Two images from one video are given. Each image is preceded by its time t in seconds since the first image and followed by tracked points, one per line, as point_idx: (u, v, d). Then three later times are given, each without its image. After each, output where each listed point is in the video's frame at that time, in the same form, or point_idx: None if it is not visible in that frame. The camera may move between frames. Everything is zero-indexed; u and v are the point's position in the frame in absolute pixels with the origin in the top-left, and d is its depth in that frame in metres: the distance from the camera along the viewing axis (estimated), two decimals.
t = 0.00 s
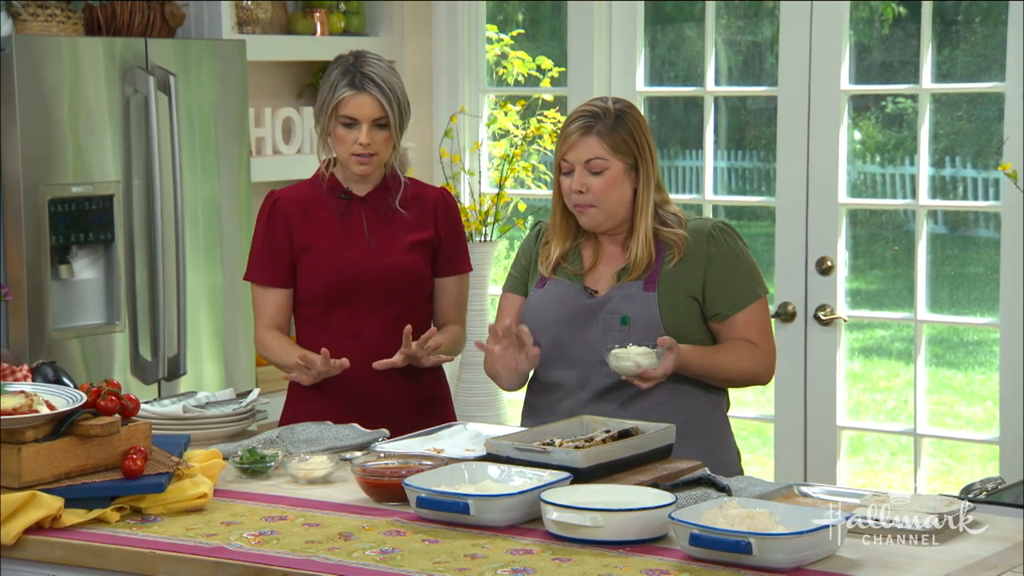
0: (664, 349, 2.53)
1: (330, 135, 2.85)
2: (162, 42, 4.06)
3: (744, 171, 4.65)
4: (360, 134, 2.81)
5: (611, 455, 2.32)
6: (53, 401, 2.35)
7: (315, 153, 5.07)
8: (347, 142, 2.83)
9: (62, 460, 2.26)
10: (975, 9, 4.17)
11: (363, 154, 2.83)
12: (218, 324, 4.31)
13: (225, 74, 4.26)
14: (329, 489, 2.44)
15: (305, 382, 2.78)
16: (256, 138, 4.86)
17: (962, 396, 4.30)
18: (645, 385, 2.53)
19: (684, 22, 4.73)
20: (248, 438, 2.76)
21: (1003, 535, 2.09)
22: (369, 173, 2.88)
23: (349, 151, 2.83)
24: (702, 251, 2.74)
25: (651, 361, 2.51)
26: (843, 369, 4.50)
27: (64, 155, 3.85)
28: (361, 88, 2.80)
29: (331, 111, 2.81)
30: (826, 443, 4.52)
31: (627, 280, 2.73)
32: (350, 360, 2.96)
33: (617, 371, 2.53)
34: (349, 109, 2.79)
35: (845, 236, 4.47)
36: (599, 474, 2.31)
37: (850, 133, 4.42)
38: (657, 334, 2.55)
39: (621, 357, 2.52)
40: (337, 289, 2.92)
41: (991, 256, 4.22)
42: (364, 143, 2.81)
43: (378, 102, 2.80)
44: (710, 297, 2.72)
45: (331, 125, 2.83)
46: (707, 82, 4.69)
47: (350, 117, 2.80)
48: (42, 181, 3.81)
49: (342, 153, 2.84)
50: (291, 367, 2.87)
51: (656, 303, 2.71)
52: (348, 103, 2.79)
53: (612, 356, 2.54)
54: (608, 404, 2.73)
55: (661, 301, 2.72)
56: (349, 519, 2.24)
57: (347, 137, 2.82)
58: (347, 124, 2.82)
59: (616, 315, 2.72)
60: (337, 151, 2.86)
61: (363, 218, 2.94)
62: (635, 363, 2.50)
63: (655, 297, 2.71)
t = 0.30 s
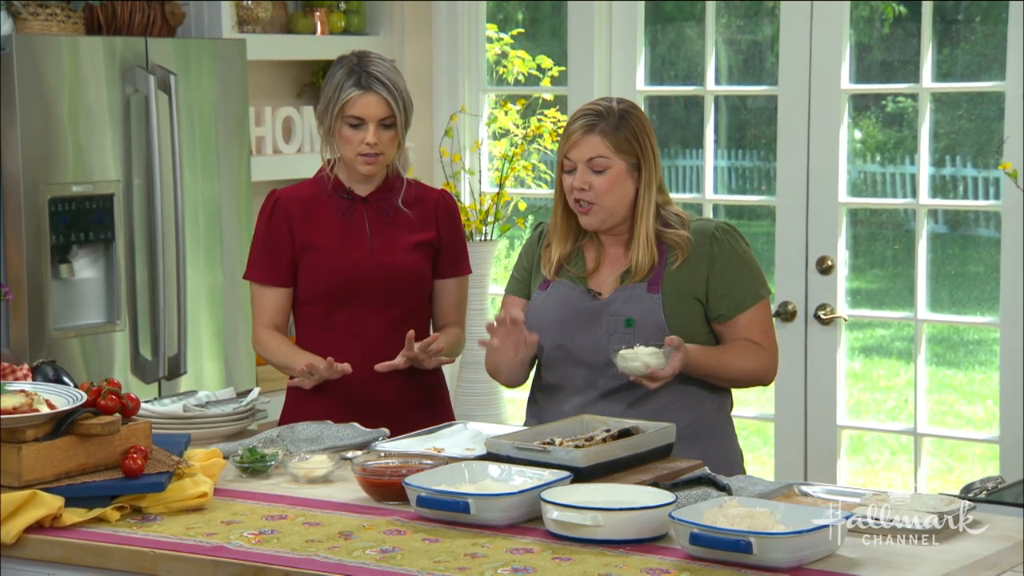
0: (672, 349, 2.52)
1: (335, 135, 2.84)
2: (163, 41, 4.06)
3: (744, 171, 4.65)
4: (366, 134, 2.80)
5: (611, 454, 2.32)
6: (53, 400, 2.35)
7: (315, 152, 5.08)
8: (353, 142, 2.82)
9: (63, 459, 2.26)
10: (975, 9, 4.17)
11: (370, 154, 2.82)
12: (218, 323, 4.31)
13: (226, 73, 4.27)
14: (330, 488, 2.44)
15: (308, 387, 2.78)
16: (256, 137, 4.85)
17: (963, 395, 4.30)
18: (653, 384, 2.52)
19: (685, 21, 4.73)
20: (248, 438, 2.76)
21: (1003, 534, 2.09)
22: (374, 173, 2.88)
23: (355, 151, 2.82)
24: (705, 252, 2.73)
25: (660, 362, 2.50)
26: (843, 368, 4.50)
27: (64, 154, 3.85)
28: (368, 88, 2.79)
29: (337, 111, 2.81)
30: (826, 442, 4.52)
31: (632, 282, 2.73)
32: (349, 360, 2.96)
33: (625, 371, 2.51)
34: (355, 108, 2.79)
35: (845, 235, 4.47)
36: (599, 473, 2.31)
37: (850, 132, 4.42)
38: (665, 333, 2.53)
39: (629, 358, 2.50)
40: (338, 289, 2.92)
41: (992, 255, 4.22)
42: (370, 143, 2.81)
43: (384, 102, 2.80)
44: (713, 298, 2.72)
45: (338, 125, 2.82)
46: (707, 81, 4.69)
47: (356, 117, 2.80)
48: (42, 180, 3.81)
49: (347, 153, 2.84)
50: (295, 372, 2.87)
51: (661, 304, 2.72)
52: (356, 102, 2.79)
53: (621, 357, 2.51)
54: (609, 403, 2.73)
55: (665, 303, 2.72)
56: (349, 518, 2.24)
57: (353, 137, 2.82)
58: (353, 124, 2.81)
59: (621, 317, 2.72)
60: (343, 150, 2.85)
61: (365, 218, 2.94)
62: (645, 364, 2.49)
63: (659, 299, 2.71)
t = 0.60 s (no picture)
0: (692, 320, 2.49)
1: (341, 134, 2.83)
2: (163, 41, 4.06)
3: (744, 170, 4.65)
4: (376, 132, 2.80)
5: (611, 453, 2.32)
6: (53, 399, 2.35)
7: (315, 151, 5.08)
8: (362, 140, 2.82)
9: (63, 458, 2.26)
10: (976, 8, 4.17)
11: (378, 152, 2.82)
12: (219, 323, 4.31)
13: (226, 73, 4.27)
14: (330, 487, 2.44)
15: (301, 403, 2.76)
16: (257, 136, 4.85)
17: (963, 394, 4.30)
18: (672, 355, 2.47)
19: (685, 20, 4.73)
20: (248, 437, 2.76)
21: (1003, 534, 2.09)
22: (380, 171, 2.88)
23: (364, 151, 2.82)
24: (718, 249, 2.71)
25: (680, 328, 2.47)
26: (843, 368, 4.50)
27: (64, 154, 3.85)
28: (378, 85, 2.79)
29: (346, 110, 2.79)
30: (826, 442, 4.52)
31: (641, 274, 2.73)
32: (350, 359, 2.96)
33: (644, 338, 2.47)
34: (365, 106, 2.78)
35: (846, 235, 4.47)
36: (600, 472, 2.31)
37: (851, 131, 4.42)
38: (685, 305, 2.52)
39: (649, 323, 2.48)
40: (338, 288, 2.92)
41: (992, 254, 4.22)
42: (379, 140, 2.81)
43: (394, 98, 2.81)
44: (724, 295, 2.70)
45: (345, 123, 2.81)
46: (708, 81, 4.69)
47: (365, 115, 2.79)
48: (42, 180, 3.81)
49: (355, 152, 2.83)
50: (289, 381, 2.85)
51: (663, 298, 2.70)
52: (364, 100, 2.78)
53: (640, 322, 2.49)
54: (609, 402, 2.73)
55: (668, 297, 2.70)
56: (350, 517, 2.24)
57: (361, 134, 2.81)
58: (362, 122, 2.81)
59: (624, 308, 2.72)
60: (349, 148, 2.84)
61: (365, 218, 2.94)
62: (665, 329, 2.46)
63: (663, 292, 2.70)
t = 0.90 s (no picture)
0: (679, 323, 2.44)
1: (343, 114, 2.78)
2: (162, 40, 4.06)
3: (744, 169, 4.65)
4: (379, 101, 2.79)
5: (611, 452, 2.32)
6: (53, 399, 2.34)
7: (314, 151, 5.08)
8: (368, 113, 2.79)
9: (62, 458, 2.26)
10: (975, 8, 4.17)
11: (384, 122, 2.81)
12: (218, 322, 4.31)
13: (225, 73, 4.27)
14: (329, 487, 2.44)
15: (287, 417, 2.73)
16: (256, 136, 4.86)
17: (963, 394, 4.30)
18: (657, 359, 2.45)
19: (685, 20, 4.73)
20: (247, 437, 2.76)
21: (1003, 534, 2.09)
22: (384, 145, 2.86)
23: (371, 121, 2.80)
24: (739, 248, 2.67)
25: (661, 332, 2.43)
26: (843, 367, 4.50)
27: (64, 153, 3.85)
28: (368, 54, 2.79)
29: (348, 87, 2.76)
30: (826, 441, 4.52)
31: (662, 274, 2.71)
32: (353, 353, 2.95)
33: (628, 343, 2.46)
34: (365, 78, 2.77)
35: (845, 234, 4.47)
36: (600, 472, 2.31)
37: (851, 130, 4.43)
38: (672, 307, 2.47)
39: (631, 327, 2.46)
40: (339, 287, 2.90)
41: (992, 254, 4.22)
42: (383, 109, 2.80)
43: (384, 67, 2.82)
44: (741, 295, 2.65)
45: (348, 101, 2.77)
46: (707, 80, 4.69)
47: (368, 85, 2.78)
48: (42, 179, 3.81)
49: (362, 127, 2.80)
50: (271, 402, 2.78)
51: (679, 296, 2.68)
52: (364, 72, 2.77)
53: (623, 327, 2.47)
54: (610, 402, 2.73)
55: (685, 295, 2.68)
56: (349, 517, 2.23)
57: (367, 107, 2.79)
58: (364, 95, 2.79)
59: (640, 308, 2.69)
60: (354, 127, 2.80)
61: (357, 213, 2.93)
62: (643, 334, 2.43)
63: (680, 291, 2.68)
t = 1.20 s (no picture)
0: (676, 331, 2.40)
1: (345, 121, 2.78)
2: (162, 40, 4.06)
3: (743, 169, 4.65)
4: (382, 108, 2.79)
5: (610, 452, 2.32)
6: (52, 399, 2.34)
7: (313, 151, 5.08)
8: (370, 121, 2.79)
9: (62, 458, 2.26)
10: (975, 8, 4.17)
11: (386, 130, 2.81)
12: (218, 322, 4.32)
13: (225, 73, 4.27)
14: (329, 487, 2.44)
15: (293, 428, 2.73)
16: (256, 136, 4.86)
17: (962, 394, 4.30)
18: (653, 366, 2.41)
19: (684, 20, 4.73)
20: (247, 437, 2.75)
21: (1003, 534, 2.09)
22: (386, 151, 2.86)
23: (372, 129, 2.80)
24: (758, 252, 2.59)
25: (656, 341, 2.39)
26: (842, 367, 4.50)
27: (63, 153, 3.85)
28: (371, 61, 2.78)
29: (350, 96, 2.76)
30: (825, 441, 4.52)
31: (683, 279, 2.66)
32: (355, 354, 2.95)
33: (624, 350, 2.42)
34: (369, 85, 2.76)
35: (845, 234, 4.48)
36: (599, 472, 2.31)
37: (850, 131, 4.43)
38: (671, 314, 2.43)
39: (627, 335, 2.42)
40: (339, 287, 2.90)
41: (991, 254, 4.22)
42: (386, 116, 2.80)
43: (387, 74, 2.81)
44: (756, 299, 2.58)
45: (350, 108, 2.77)
46: (707, 81, 4.69)
47: (371, 93, 2.77)
48: (42, 179, 3.81)
49: (364, 135, 2.80)
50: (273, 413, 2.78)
51: (695, 300, 2.63)
52: (367, 80, 2.76)
53: (620, 335, 2.43)
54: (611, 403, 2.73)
55: (700, 299, 2.63)
56: (349, 517, 2.23)
57: (370, 115, 2.78)
58: (366, 102, 2.78)
59: (659, 313, 2.67)
60: (355, 134, 2.80)
61: (356, 213, 2.93)
62: (638, 343, 2.39)
63: (697, 295, 2.63)
